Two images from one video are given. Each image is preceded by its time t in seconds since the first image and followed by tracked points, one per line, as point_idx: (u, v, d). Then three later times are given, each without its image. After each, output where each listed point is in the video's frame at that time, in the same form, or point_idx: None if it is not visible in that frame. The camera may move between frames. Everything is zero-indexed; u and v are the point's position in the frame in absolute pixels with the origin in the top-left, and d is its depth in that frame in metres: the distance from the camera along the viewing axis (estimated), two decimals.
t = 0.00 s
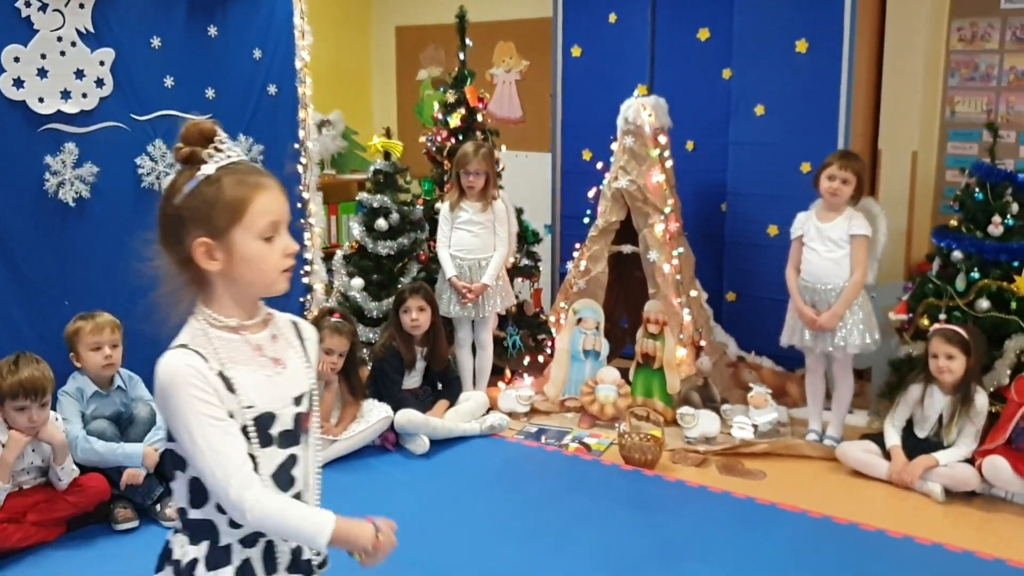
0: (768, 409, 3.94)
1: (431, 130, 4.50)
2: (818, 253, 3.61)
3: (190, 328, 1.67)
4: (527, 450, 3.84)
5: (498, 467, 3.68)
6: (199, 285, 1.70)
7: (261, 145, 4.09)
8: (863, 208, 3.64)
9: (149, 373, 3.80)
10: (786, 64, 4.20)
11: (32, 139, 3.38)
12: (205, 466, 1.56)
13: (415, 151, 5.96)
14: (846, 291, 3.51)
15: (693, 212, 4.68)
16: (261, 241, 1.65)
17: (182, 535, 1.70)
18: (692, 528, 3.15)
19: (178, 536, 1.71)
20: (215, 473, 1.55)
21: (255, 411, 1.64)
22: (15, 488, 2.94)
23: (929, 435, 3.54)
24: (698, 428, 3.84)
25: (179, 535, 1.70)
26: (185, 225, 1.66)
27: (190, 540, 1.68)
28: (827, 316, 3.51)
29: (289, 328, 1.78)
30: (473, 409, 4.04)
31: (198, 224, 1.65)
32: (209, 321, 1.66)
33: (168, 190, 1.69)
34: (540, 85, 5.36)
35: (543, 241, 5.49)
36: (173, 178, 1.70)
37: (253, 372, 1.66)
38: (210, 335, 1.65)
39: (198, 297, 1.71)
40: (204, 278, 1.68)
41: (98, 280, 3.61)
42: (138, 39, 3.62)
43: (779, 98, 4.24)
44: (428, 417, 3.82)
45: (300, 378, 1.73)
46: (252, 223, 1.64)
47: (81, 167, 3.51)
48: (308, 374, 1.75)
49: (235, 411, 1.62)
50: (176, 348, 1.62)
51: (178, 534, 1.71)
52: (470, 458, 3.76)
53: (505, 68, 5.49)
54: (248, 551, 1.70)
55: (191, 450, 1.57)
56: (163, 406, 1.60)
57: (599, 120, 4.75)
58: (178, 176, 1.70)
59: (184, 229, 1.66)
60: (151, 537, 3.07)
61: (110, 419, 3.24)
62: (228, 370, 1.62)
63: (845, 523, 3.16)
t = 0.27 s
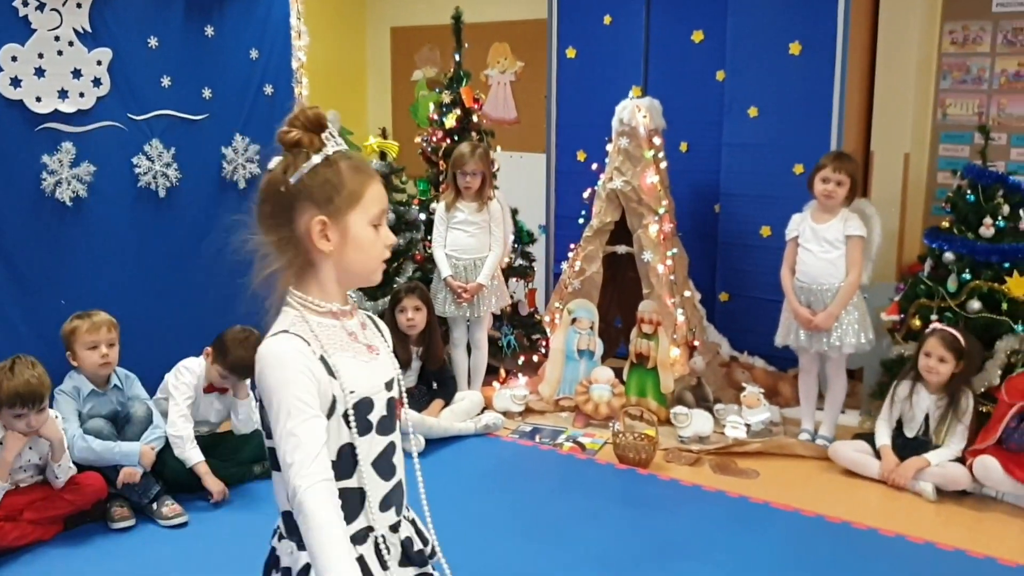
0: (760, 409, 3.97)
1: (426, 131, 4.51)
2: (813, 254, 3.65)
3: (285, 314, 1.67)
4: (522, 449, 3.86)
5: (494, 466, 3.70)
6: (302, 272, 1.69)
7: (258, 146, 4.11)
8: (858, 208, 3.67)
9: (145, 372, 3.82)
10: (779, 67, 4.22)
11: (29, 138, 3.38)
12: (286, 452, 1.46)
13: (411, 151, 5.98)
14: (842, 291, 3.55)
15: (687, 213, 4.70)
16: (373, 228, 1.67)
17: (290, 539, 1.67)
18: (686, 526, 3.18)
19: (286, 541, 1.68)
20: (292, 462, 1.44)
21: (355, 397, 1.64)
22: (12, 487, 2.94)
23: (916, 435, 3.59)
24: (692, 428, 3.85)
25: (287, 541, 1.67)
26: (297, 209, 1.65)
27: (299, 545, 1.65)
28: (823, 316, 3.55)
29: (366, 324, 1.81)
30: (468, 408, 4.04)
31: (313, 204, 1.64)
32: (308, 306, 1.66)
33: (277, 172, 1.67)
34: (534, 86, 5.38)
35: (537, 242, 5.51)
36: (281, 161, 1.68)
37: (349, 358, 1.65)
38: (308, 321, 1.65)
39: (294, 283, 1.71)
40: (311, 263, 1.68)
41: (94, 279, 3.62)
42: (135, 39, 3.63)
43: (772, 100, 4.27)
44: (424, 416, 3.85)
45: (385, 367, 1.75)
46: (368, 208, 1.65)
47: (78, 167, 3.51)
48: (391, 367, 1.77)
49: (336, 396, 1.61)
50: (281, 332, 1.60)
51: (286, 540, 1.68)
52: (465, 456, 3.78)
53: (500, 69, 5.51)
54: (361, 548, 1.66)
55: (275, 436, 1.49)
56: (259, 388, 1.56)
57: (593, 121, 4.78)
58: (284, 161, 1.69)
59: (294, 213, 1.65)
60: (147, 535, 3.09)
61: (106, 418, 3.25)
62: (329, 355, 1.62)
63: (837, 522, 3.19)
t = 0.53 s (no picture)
0: (752, 408, 3.97)
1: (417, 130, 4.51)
2: (806, 253, 3.66)
3: (360, 318, 1.66)
4: (514, 449, 3.87)
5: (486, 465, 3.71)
6: (378, 278, 1.66)
7: (250, 145, 4.10)
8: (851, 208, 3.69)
9: (137, 371, 3.81)
10: (770, 67, 4.24)
11: (20, 137, 3.39)
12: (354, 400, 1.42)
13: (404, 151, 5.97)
14: (836, 290, 3.58)
15: (679, 213, 4.71)
16: (455, 242, 1.69)
17: (363, 544, 1.68)
18: (677, 525, 3.19)
19: (358, 546, 1.70)
20: (361, 408, 1.39)
21: (424, 398, 1.64)
22: (3, 486, 2.94)
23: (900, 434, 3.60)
24: (683, 427, 3.89)
25: (361, 546, 1.68)
26: (389, 213, 1.63)
27: (374, 549, 1.67)
28: (817, 315, 3.57)
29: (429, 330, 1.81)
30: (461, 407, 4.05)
31: (408, 212, 1.63)
32: (384, 312, 1.65)
33: (372, 176, 1.65)
34: (527, 86, 5.38)
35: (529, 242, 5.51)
36: (375, 166, 1.67)
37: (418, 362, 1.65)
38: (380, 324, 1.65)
39: (366, 288, 1.67)
40: (392, 271, 1.65)
41: (86, 278, 3.62)
42: (127, 39, 3.63)
43: (763, 101, 4.28)
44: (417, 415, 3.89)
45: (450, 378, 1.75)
46: (457, 223, 1.68)
47: (70, 166, 3.51)
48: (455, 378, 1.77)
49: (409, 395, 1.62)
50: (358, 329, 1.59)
51: (360, 546, 1.69)
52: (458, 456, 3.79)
53: (492, 69, 5.51)
54: (435, 551, 1.68)
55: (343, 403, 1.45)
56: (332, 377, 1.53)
57: (585, 120, 4.79)
58: (376, 168, 1.68)
59: (384, 217, 1.63)
60: (139, 535, 3.08)
61: (98, 417, 3.24)
62: (402, 358, 1.62)
63: (828, 520, 3.21)
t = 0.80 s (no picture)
0: (738, 404, 3.99)
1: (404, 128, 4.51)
2: (793, 252, 3.69)
3: (464, 321, 1.61)
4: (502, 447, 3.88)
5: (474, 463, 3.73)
6: (481, 283, 1.62)
7: (236, 144, 4.10)
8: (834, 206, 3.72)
9: (125, 371, 3.81)
10: (756, 66, 4.26)
11: (6, 137, 3.38)
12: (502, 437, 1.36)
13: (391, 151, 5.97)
14: (822, 290, 3.61)
15: (665, 211, 4.73)
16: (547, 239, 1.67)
17: (458, 545, 1.66)
18: (662, 522, 3.20)
19: (452, 546, 1.67)
20: (519, 454, 1.32)
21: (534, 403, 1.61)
22: None
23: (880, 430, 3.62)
24: (670, 424, 3.91)
25: (457, 546, 1.66)
26: (486, 218, 1.60)
27: (471, 550, 1.64)
28: (806, 313, 3.60)
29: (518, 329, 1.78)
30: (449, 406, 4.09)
31: (503, 215, 1.60)
32: (487, 313, 1.61)
33: (464, 185, 1.61)
34: (515, 85, 5.39)
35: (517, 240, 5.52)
36: (463, 175, 1.63)
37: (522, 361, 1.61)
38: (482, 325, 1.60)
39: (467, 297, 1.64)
40: (492, 275, 1.62)
41: (72, 278, 3.61)
42: (113, 38, 3.62)
43: (748, 99, 4.30)
44: (404, 414, 3.91)
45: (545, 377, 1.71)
46: (547, 219, 1.65)
47: (56, 166, 3.50)
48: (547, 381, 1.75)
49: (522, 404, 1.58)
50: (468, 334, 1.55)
51: (454, 546, 1.67)
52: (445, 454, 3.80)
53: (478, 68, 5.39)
54: (530, 556, 1.65)
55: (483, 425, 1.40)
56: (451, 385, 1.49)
57: (572, 119, 4.80)
58: (464, 176, 1.63)
59: (482, 223, 1.60)
60: (126, 534, 3.08)
61: (84, 417, 3.23)
62: (512, 361, 1.58)
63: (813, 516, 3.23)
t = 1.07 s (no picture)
0: (708, 401, 4.01)
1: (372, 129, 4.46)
2: (761, 251, 3.71)
3: (555, 307, 1.67)
4: (473, 448, 3.87)
5: (445, 463, 3.72)
6: (553, 270, 1.70)
7: (202, 146, 4.05)
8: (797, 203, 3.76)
9: (91, 378, 3.75)
10: (722, 65, 4.27)
11: None
12: (632, 458, 1.53)
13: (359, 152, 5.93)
14: (790, 289, 3.66)
15: (634, 210, 4.75)
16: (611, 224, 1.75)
17: (571, 530, 1.66)
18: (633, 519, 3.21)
19: (562, 533, 1.67)
20: (654, 475, 1.52)
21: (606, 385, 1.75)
22: None
23: (845, 424, 3.68)
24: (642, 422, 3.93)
25: (568, 533, 1.66)
26: (561, 207, 1.66)
27: (583, 532, 1.66)
28: (776, 310, 3.62)
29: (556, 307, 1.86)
30: (420, 408, 4.08)
31: (578, 204, 1.67)
32: (573, 300, 1.69)
33: (538, 173, 1.68)
34: (483, 85, 5.38)
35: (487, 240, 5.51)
36: (535, 163, 1.69)
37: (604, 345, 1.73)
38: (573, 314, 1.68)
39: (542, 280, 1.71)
40: (564, 261, 1.69)
41: (35, 283, 3.55)
42: (74, 40, 3.56)
43: (715, 98, 4.32)
44: (375, 417, 3.89)
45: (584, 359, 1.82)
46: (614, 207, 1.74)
47: (17, 170, 3.44)
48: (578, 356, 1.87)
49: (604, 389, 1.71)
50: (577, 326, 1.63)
51: (563, 533, 1.67)
52: (416, 456, 3.79)
53: (447, 68, 5.50)
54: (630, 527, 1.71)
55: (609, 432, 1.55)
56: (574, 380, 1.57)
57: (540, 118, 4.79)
58: (536, 164, 1.69)
59: (556, 213, 1.66)
60: (93, 543, 3.03)
61: (49, 424, 3.17)
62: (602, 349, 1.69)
63: (784, 511, 3.25)
